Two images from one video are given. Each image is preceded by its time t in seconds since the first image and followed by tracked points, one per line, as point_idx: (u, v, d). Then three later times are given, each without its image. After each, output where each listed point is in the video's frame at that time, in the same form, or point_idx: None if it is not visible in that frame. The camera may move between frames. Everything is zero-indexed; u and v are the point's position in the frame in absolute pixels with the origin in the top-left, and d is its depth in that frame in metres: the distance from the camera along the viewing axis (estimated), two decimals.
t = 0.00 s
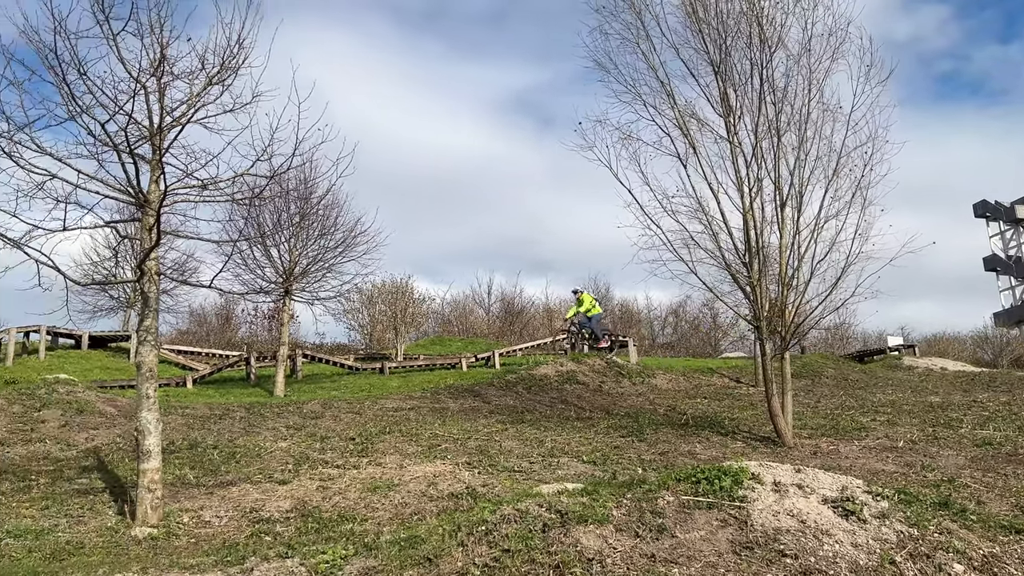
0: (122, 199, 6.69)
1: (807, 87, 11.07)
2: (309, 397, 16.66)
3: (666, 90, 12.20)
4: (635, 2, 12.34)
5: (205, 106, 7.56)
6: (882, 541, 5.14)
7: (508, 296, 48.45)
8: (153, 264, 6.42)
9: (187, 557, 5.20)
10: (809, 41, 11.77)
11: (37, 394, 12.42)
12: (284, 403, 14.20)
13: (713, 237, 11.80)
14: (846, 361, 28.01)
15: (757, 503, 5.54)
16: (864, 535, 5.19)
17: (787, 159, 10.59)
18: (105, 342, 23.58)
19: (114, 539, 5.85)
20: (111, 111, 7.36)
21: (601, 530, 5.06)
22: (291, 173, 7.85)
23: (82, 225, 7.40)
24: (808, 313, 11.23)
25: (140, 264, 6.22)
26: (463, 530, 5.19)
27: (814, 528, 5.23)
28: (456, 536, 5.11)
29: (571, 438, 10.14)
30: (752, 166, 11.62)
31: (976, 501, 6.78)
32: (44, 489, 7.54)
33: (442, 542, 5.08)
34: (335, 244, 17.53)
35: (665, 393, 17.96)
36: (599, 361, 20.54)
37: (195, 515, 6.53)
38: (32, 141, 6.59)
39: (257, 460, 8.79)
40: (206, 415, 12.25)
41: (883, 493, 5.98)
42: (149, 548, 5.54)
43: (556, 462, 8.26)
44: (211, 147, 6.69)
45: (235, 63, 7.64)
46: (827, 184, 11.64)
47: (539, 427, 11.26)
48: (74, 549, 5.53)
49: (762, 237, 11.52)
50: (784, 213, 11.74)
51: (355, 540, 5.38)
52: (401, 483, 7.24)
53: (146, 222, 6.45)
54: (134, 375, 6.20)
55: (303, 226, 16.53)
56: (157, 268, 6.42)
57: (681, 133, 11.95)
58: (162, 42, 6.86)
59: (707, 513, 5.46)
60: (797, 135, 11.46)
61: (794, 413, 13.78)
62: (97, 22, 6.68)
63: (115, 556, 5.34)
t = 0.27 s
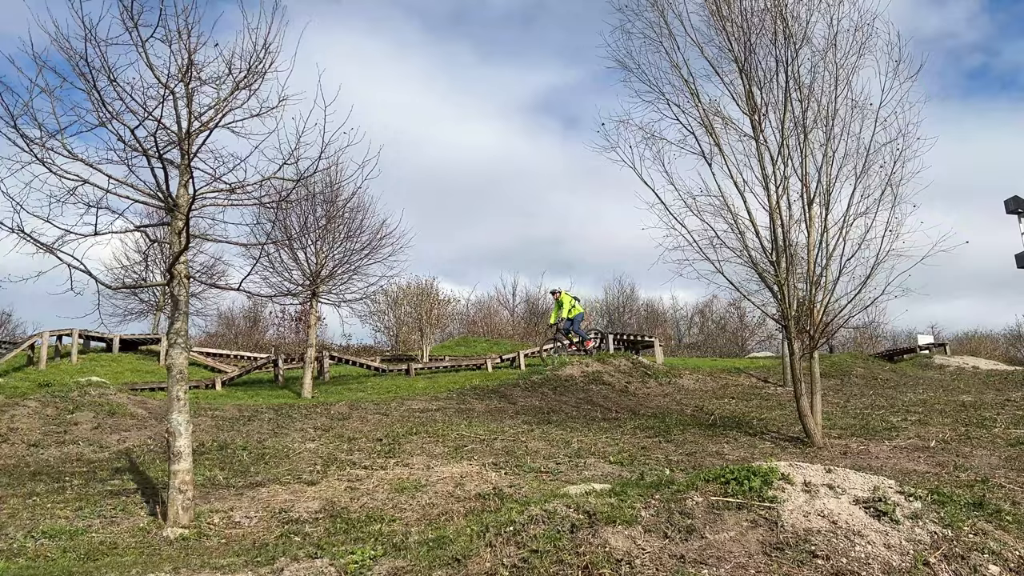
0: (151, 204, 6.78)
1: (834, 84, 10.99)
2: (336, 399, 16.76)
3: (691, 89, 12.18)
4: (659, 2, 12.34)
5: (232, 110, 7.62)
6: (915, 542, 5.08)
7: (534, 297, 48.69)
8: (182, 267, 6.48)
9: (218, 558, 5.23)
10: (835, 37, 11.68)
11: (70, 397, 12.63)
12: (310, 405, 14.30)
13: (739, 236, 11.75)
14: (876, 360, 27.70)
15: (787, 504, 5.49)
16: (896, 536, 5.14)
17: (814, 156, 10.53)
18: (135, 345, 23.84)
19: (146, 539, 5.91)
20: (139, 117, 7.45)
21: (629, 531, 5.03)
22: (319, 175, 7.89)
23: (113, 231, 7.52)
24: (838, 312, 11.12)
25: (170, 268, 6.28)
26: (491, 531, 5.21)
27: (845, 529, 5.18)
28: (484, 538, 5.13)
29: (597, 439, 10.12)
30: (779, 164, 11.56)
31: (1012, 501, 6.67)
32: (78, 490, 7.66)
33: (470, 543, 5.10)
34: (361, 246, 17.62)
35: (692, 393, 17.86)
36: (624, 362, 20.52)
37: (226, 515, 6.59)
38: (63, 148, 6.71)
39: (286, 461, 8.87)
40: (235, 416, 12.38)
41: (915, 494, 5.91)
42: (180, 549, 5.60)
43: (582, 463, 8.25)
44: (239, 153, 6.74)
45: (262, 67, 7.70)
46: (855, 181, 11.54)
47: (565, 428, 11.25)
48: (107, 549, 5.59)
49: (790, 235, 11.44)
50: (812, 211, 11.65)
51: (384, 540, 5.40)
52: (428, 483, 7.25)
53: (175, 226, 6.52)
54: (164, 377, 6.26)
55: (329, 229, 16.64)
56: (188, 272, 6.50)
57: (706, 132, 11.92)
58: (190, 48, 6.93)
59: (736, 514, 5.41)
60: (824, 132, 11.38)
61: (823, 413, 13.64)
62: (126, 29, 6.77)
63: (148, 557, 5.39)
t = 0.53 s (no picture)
0: (188, 208, 6.96)
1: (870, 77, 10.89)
2: (370, 399, 16.86)
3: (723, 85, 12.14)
4: None
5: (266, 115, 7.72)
6: (959, 542, 5.00)
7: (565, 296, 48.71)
8: (219, 270, 6.59)
9: (257, 557, 5.29)
10: (870, 30, 11.56)
11: (111, 398, 12.89)
12: (344, 405, 14.41)
13: (775, 232, 11.69)
14: (915, 357, 27.26)
15: (826, 504, 5.42)
16: (940, 536, 5.06)
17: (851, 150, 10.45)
18: (173, 347, 24.16)
19: (187, 538, 6.00)
20: (177, 123, 7.66)
21: (666, 531, 5.00)
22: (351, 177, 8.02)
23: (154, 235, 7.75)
24: (875, 309, 10.99)
25: (207, 270, 6.40)
26: (527, 531, 5.21)
27: (887, 529, 5.11)
28: (520, 537, 5.13)
29: (632, 439, 10.08)
30: (814, 160, 11.48)
31: None
32: (120, 490, 7.81)
33: (506, 542, 5.11)
34: (393, 247, 17.73)
35: (726, 392, 17.73)
36: (657, 361, 20.48)
37: (264, 515, 6.67)
38: (104, 154, 6.93)
39: (322, 461, 8.95)
40: (272, 417, 12.52)
41: (959, 493, 5.79)
42: (220, 548, 5.66)
43: (616, 463, 8.22)
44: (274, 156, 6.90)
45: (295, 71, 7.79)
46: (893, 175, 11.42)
47: (599, 427, 11.22)
48: (149, 548, 5.68)
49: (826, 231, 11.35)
50: (848, 206, 11.55)
51: (419, 540, 5.42)
52: (463, 483, 7.26)
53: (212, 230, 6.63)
54: (203, 379, 6.39)
55: (362, 231, 16.78)
56: (224, 274, 6.64)
57: (740, 128, 11.87)
58: (224, 54, 7.04)
59: (774, 513, 5.35)
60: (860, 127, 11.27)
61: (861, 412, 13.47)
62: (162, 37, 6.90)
63: (188, 555, 5.45)
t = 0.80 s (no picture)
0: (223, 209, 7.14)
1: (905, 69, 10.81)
2: (403, 398, 16.98)
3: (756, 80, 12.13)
4: None
5: (298, 117, 7.84)
6: (1003, 540, 4.92)
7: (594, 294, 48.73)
8: (253, 270, 6.71)
9: (292, 554, 5.33)
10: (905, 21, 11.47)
11: (149, 398, 13.11)
12: (377, 405, 14.51)
13: (809, 227, 11.67)
14: (954, 354, 26.82)
15: (865, 501, 5.35)
16: (983, 534, 4.98)
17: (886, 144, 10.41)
18: (208, 348, 24.48)
19: (224, 536, 6.07)
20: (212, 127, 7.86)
21: (702, 529, 4.98)
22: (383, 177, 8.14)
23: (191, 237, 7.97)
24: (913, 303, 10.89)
25: (241, 270, 6.53)
26: (561, 528, 5.22)
27: (927, 527, 5.04)
28: (554, 534, 5.13)
29: (665, 437, 10.03)
30: (848, 153, 11.44)
31: None
32: (158, 488, 7.93)
33: (541, 540, 5.11)
34: (424, 247, 17.84)
35: (760, 390, 17.63)
36: (689, 359, 20.45)
37: (299, 513, 6.73)
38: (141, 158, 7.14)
39: (356, 459, 9.02)
40: (306, 416, 12.66)
41: (1001, 490, 5.68)
42: (257, 545, 5.72)
43: (649, 462, 8.19)
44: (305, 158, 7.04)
45: (325, 72, 7.85)
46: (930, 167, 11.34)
47: (631, 426, 11.18)
48: (188, 545, 5.75)
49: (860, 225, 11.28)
50: (884, 200, 11.48)
51: (453, 538, 5.43)
52: (496, 481, 7.26)
53: (246, 232, 6.76)
54: (239, 378, 6.53)
55: (393, 230, 16.89)
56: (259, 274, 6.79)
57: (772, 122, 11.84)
58: (256, 57, 7.15)
59: (812, 510, 5.31)
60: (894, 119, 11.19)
61: (898, 409, 13.31)
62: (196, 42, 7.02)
63: (226, 553, 5.51)
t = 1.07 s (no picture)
0: (259, 210, 7.26)
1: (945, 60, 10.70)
2: (438, 397, 17.11)
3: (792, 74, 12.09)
4: None
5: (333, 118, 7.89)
6: None
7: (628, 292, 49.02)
8: (291, 271, 6.78)
9: (332, 552, 5.36)
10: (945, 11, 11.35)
11: (190, 398, 13.33)
12: (412, 403, 14.59)
13: (848, 221, 11.63)
14: (999, 349, 26.35)
15: (908, 499, 5.29)
16: None
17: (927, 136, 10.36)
18: (246, 348, 24.79)
19: (265, 534, 6.13)
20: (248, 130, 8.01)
21: (742, 527, 4.95)
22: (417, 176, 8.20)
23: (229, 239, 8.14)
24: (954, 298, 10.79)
25: (279, 271, 6.64)
26: (599, 527, 5.21)
27: (973, 525, 4.96)
28: (592, 533, 5.13)
29: (701, 435, 9.98)
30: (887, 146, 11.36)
31: None
32: (200, 487, 8.04)
33: (578, 538, 5.11)
34: (458, 245, 17.87)
35: (798, 387, 17.52)
36: (726, 356, 20.44)
37: (338, 511, 6.77)
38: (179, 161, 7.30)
39: (393, 457, 9.08)
40: (344, 415, 12.79)
41: None
42: (297, 543, 5.77)
43: (686, 459, 8.14)
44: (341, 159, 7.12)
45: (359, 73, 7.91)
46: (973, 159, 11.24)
47: (667, 424, 11.14)
48: (230, 543, 5.81)
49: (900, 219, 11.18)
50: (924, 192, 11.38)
51: (491, 535, 5.44)
52: (531, 479, 7.27)
53: (284, 233, 6.82)
54: (278, 378, 6.56)
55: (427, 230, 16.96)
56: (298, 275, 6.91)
57: (809, 116, 11.79)
58: (292, 59, 7.21)
59: (853, 509, 5.25)
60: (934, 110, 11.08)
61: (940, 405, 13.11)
62: (232, 46, 7.09)
63: (267, 550, 5.56)
